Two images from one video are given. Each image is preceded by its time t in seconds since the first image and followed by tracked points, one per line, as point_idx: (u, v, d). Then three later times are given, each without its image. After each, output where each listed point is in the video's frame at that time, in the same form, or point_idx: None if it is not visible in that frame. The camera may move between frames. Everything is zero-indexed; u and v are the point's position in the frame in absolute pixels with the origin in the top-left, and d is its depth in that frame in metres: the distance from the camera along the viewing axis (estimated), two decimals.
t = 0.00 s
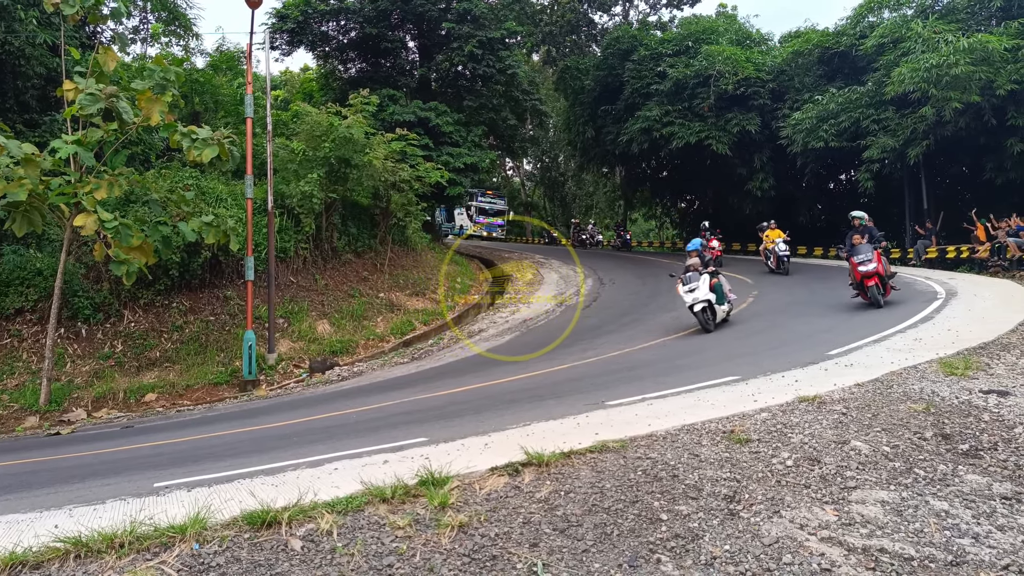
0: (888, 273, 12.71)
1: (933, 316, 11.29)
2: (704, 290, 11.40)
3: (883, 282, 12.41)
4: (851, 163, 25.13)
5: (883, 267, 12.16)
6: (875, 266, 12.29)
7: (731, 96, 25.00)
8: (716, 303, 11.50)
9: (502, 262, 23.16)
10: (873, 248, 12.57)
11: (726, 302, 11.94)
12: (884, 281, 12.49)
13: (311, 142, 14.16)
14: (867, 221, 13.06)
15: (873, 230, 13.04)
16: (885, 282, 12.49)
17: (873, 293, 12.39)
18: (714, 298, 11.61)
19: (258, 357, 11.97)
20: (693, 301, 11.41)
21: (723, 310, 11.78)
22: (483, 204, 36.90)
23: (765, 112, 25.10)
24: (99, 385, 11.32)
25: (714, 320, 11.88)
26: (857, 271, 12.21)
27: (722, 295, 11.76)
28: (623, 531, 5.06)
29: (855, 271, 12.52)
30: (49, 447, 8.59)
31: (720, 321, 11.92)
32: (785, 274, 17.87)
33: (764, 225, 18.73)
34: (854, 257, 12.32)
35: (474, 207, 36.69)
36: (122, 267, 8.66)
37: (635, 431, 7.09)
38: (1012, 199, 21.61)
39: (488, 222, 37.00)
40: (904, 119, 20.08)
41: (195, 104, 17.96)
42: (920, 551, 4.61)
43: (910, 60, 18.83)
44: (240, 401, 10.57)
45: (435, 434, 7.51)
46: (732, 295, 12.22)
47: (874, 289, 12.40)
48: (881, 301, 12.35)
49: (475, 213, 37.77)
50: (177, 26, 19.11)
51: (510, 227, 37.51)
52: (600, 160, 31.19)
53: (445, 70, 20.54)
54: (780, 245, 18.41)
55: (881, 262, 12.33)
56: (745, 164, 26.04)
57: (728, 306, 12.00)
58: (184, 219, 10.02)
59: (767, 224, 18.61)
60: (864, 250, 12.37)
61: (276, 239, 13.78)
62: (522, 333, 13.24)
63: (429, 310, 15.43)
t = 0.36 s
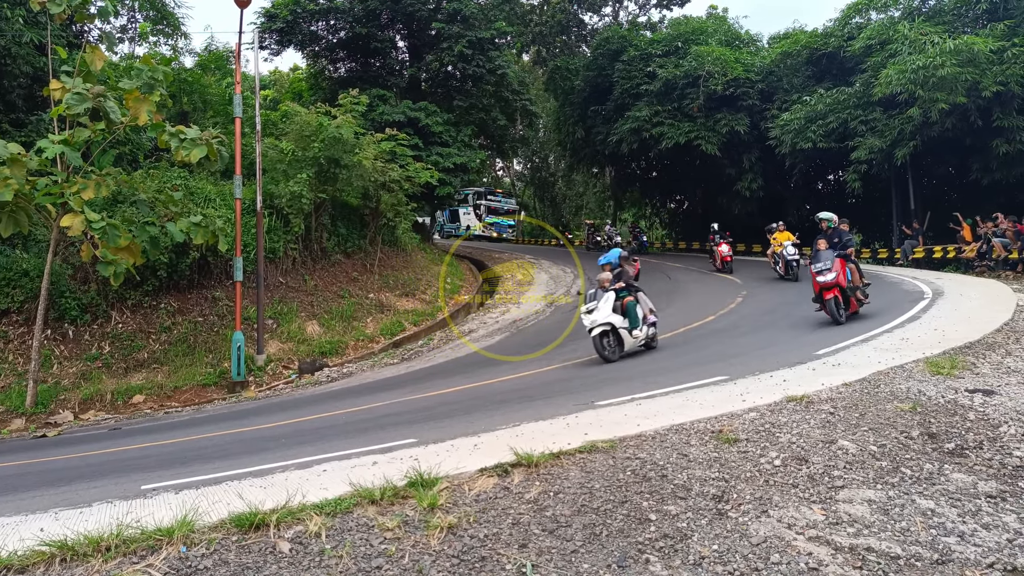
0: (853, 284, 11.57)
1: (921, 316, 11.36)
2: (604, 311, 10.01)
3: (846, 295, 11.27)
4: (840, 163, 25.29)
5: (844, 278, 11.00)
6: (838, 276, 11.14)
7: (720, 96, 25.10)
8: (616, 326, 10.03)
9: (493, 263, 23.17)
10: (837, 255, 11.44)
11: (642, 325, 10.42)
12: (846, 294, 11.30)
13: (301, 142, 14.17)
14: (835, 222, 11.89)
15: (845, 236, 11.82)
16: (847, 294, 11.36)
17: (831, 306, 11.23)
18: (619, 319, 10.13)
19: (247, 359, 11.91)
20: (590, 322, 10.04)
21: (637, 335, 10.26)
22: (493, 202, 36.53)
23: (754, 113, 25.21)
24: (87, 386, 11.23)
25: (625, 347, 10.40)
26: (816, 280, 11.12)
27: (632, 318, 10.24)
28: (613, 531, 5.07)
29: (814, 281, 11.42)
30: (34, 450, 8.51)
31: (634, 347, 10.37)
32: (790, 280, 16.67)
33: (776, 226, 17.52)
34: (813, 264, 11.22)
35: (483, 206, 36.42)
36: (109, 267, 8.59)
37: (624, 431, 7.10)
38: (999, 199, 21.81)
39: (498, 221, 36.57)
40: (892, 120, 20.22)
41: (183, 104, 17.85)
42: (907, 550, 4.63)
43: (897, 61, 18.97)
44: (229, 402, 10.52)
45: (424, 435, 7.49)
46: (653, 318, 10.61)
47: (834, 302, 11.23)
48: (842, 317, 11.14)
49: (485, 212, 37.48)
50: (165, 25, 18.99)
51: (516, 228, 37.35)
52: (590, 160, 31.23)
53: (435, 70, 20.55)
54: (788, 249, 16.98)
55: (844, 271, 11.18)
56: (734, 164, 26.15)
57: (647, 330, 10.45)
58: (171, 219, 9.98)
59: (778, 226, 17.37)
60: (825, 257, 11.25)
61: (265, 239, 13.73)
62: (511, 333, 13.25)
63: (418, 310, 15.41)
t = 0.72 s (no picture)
0: (798, 300, 10.44)
1: (911, 315, 11.41)
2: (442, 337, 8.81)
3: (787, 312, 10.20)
4: (831, 164, 25.41)
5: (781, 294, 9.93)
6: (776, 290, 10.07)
7: (712, 96, 25.18)
8: (456, 355, 8.77)
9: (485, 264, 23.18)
10: (781, 265, 10.34)
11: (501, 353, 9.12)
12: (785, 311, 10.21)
13: (292, 142, 14.14)
14: (786, 227, 10.72)
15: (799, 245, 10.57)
16: (787, 311, 10.29)
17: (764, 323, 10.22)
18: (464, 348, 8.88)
19: (238, 360, 11.85)
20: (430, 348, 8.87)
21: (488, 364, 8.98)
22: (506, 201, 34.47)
23: (746, 113, 25.30)
24: (76, 389, 11.15)
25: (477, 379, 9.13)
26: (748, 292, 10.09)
27: (487, 343, 9.00)
28: (605, 532, 5.06)
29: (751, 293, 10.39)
30: (23, 453, 8.44)
31: (491, 379, 9.08)
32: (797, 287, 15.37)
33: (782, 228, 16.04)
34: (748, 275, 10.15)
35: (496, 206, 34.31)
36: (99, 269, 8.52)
37: (616, 432, 7.10)
38: (988, 199, 21.96)
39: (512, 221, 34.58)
40: (882, 120, 20.35)
41: (174, 105, 17.76)
42: (898, 549, 4.65)
43: (887, 62, 19.08)
44: (220, 404, 10.46)
45: (416, 436, 7.48)
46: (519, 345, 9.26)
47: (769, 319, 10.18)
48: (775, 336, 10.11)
49: (496, 213, 35.49)
50: (155, 25, 18.89)
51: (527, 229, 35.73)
52: (582, 161, 31.26)
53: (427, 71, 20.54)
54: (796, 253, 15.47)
55: (783, 285, 10.08)
56: (726, 165, 26.24)
57: (507, 359, 9.14)
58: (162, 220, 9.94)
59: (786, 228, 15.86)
60: (763, 267, 10.21)
61: (256, 240, 13.68)
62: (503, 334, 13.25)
63: (410, 311, 15.39)
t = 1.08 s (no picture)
0: (699, 319, 9.37)
1: (904, 313, 11.44)
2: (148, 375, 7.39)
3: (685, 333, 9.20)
4: (825, 161, 25.48)
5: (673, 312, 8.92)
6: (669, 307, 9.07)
7: (706, 94, 25.19)
8: (159, 398, 7.36)
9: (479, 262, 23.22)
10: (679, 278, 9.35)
11: (230, 398, 7.65)
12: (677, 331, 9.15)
13: (285, 140, 14.08)
14: (697, 231, 9.65)
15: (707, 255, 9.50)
16: (683, 330, 9.23)
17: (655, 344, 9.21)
18: (181, 386, 7.51)
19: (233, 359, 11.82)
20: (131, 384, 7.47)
21: (210, 411, 7.53)
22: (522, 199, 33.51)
23: (740, 111, 25.33)
24: (70, 388, 11.08)
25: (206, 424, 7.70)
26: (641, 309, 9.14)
27: (215, 385, 7.65)
28: (599, 530, 5.06)
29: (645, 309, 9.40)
30: (17, 453, 8.42)
31: (211, 429, 7.59)
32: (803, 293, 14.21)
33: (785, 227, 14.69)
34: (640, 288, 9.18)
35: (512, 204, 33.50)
36: (91, 268, 8.47)
37: (611, 430, 7.10)
38: (980, 196, 22.05)
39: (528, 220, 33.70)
40: (875, 118, 20.42)
41: (167, 102, 17.67)
42: (890, 545, 4.66)
43: (880, 60, 19.12)
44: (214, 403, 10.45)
45: (410, 434, 7.47)
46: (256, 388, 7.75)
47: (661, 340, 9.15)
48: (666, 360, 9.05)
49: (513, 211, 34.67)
50: (148, 23, 18.79)
51: (545, 229, 34.75)
52: (577, 159, 31.26)
53: (421, 68, 20.50)
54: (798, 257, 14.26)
55: (676, 301, 9.07)
56: (720, 163, 26.29)
57: (240, 404, 7.64)
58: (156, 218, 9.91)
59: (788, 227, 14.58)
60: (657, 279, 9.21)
61: (249, 239, 13.64)
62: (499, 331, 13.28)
63: (404, 310, 15.39)
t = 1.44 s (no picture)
0: (525, 346, 8.28)
1: (882, 311, 11.57)
2: None
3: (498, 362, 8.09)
4: (804, 162, 25.78)
5: (484, 337, 7.87)
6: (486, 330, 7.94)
7: (687, 94, 25.35)
8: None
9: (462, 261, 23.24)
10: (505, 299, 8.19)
11: None
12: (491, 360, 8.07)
13: (266, 139, 13.96)
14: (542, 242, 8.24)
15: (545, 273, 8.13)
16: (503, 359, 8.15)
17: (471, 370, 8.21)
18: None
19: (213, 360, 11.71)
20: None
21: None
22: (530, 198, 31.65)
23: (721, 111, 25.51)
24: (48, 390, 10.92)
25: None
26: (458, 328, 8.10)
27: None
28: (581, 528, 5.08)
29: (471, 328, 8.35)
30: None
31: None
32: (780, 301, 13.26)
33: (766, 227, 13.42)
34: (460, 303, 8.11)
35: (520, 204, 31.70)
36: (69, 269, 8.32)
37: (592, 428, 7.12)
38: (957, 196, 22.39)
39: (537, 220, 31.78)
40: (853, 119, 20.67)
41: (145, 101, 17.49)
42: (868, 541, 4.71)
43: (858, 62, 19.34)
44: (193, 404, 10.36)
45: (392, 435, 7.45)
46: None
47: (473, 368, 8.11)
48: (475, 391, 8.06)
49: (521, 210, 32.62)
50: (126, 20, 18.51)
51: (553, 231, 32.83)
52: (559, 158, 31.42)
53: (402, 67, 20.45)
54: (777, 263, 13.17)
55: (492, 325, 7.99)
56: (701, 162, 26.50)
57: None
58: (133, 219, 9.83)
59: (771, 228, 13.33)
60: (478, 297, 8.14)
61: (229, 239, 13.52)
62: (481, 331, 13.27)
63: (386, 310, 15.35)
